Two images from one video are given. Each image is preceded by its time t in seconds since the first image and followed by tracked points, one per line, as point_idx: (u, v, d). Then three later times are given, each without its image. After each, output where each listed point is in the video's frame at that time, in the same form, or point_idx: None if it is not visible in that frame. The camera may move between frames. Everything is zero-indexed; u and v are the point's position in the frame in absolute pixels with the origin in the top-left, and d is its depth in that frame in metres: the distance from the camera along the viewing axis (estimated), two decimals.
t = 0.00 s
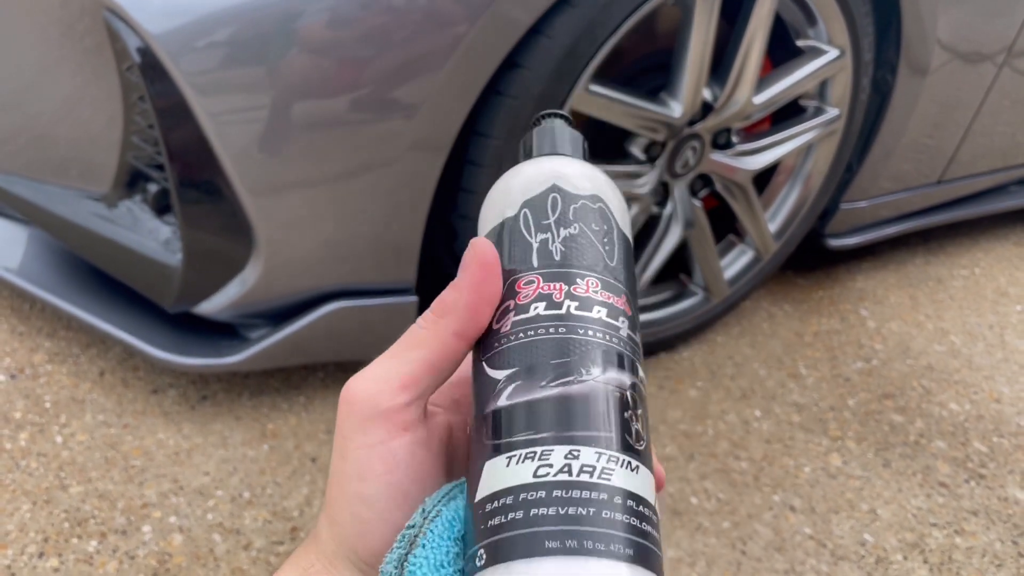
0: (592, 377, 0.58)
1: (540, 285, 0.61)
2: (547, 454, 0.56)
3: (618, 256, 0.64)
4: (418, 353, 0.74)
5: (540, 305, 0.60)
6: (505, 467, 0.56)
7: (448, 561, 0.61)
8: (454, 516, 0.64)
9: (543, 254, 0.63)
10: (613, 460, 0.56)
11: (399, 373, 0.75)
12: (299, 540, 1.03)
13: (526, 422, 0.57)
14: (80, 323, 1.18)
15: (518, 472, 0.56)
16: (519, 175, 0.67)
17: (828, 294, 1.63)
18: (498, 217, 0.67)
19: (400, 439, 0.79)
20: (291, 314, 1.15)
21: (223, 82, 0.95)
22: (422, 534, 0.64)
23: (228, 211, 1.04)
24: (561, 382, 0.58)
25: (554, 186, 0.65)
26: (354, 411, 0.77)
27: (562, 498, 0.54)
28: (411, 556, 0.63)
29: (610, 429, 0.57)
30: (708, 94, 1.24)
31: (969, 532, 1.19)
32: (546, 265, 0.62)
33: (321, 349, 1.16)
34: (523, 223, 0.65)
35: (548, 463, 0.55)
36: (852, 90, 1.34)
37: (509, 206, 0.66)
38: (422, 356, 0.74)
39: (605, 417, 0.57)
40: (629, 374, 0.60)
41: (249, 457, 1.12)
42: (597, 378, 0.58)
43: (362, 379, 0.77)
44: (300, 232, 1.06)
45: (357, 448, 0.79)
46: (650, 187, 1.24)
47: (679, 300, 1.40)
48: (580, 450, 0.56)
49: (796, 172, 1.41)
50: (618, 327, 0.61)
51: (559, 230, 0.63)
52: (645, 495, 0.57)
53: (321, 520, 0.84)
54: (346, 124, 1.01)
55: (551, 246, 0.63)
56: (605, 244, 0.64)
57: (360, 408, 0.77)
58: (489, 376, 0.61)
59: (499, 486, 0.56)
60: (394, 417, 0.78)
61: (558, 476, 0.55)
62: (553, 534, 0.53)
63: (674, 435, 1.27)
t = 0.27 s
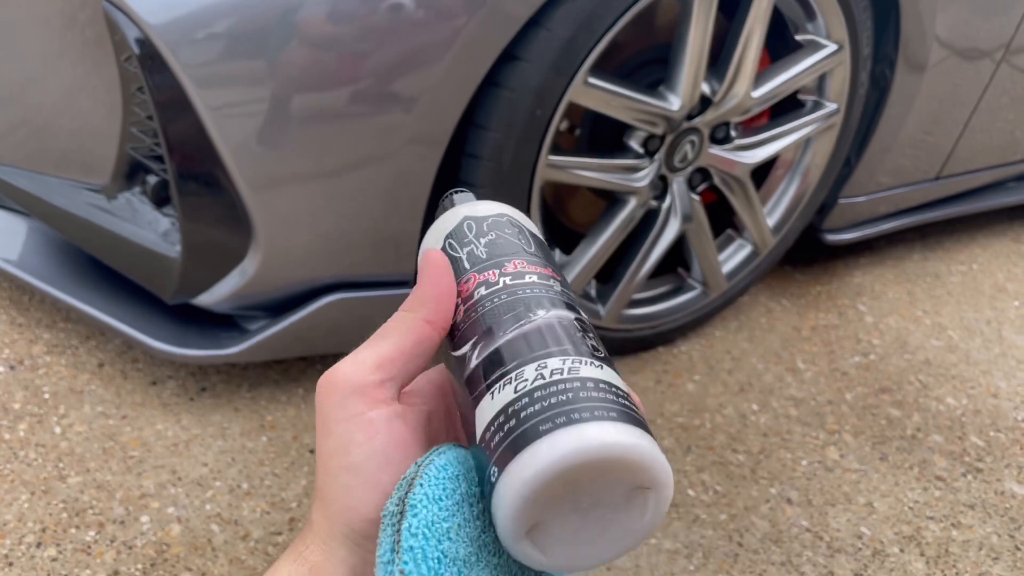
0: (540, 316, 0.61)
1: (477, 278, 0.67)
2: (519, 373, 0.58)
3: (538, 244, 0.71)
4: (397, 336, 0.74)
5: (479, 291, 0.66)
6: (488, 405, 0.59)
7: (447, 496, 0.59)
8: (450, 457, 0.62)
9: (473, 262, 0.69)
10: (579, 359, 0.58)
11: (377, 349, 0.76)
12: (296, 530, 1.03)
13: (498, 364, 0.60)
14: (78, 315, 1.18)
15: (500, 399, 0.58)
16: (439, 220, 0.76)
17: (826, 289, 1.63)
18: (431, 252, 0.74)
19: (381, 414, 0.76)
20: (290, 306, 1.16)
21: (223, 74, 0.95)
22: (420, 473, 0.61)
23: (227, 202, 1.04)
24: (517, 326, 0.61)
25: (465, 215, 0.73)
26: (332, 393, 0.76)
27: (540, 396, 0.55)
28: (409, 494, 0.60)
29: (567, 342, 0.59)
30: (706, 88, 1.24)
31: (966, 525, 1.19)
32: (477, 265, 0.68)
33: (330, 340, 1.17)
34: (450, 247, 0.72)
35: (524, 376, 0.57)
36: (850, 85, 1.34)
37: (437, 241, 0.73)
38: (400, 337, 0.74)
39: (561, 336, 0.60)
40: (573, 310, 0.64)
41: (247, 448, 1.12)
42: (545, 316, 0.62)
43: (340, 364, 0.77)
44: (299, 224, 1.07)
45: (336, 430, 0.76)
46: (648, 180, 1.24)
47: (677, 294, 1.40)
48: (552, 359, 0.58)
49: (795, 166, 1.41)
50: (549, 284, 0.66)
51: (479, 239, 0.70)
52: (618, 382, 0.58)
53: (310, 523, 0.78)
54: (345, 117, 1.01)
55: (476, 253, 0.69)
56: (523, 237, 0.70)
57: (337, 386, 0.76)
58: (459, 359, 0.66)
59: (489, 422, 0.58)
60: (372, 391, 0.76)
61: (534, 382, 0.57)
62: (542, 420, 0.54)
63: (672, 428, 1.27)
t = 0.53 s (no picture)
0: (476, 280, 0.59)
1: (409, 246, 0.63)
2: (456, 356, 0.55)
3: (467, 189, 0.66)
4: (390, 327, 0.62)
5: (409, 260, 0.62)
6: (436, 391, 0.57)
7: (425, 491, 0.57)
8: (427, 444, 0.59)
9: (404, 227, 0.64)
10: (513, 324, 0.54)
11: (376, 343, 0.65)
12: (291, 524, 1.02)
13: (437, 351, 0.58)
14: (74, 308, 1.18)
15: (448, 382, 0.55)
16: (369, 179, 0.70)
17: (825, 286, 1.62)
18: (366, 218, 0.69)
19: (387, 411, 0.69)
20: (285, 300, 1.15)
21: (218, 66, 0.94)
22: (393, 467, 0.58)
23: (222, 195, 1.03)
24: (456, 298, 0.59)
25: (390, 174, 0.68)
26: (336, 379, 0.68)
27: (479, 379, 0.53)
28: (382, 494, 0.57)
29: (501, 304, 0.56)
30: (705, 83, 1.23)
31: (964, 522, 1.18)
32: (408, 233, 0.63)
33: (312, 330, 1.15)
34: (381, 214, 0.67)
35: (466, 356, 0.55)
36: (850, 80, 1.34)
37: (369, 206, 0.68)
38: (395, 329, 0.62)
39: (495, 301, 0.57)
40: (509, 261, 0.60)
41: (242, 442, 1.11)
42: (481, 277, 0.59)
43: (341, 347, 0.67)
44: (295, 218, 1.06)
45: (339, 415, 0.70)
46: (646, 174, 1.24)
47: (675, 289, 1.40)
48: (491, 329, 0.55)
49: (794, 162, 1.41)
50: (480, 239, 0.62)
51: (406, 200, 0.65)
52: (561, 332, 0.54)
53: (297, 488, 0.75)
54: (341, 111, 1.00)
55: (405, 215, 0.64)
56: (449, 185, 0.65)
57: (343, 376, 0.68)
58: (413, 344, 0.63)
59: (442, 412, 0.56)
60: (380, 387, 0.68)
61: (473, 365, 0.54)
62: (481, 411, 0.51)
63: (669, 424, 1.26)
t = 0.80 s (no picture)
0: (430, 295, 0.55)
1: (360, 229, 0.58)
2: (422, 395, 0.53)
3: (416, 142, 0.58)
4: (338, 324, 0.63)
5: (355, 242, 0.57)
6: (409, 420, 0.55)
7: (367, 477, 0.57)
8: (370, 428, 0.59)
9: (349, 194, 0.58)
10: (478, 361, 0.52)
11: (328, 338, 0.65)
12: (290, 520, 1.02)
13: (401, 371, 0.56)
14: (73, 303, 1.17)
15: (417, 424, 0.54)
16: (311, 100, 0.62)
17: (825, 284, 1.62)
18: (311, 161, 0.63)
19: (342, 395, 0.71)
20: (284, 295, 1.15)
21: (217, 61, 0.94)
22: (337, 454, 0.58)
23: (220, 190, 1.03)
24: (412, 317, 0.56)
25: (328, 112, 0.59)
26: (290, 366, 0.69)
27: (449, 429, 0.51)
28: (327, 481, 0.56)
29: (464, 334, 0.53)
30: (706, 79, 1.23)
31: (963, 520, 1.18)
32: (353, 205, 0.58)
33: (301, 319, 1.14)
34: (324, 165, 0.61)
35: (430, 402, 0.53)
36: (851, 77, 1.33)
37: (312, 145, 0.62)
38: (343, 326, 0.63)
39: (456, 327, 0.53)
40: (471, 261, 0.54)
41: (241, 438, 1.11)
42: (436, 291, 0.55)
43: (294, 337, 0.68)
44: (293, 213, 1.06)
45: (291, 398, 0.71)
46: (647, 171, 1.23)
47: (674, 286, 1.39)
48: (452, 372, 0.52)
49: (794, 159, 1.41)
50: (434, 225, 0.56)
51: (348, 159, 0.58)
52: (536, 367, 0.51)
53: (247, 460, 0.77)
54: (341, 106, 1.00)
55: (348, 180, 0.58)
56: (395, 139, 0.57)
57: (296, 364, 0.69)
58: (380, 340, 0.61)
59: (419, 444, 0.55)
60: (335, 375, 0.69)
61: (440, 411, 0.52)
62: (455, 467, 0.50)
63: (668, 421, 1.26)
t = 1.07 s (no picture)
0: (429, 332, 0.56)
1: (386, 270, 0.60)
2: (413, 426, 0.55)
3: (439, 189, 0.59)
4: (347, 337, 0.65)
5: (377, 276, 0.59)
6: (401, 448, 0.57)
7: (370, 488, 0.60)
8: (376, 444, 0.62)
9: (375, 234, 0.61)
10: (465, 402, 0.53)
11: (340, 350, 0.68)
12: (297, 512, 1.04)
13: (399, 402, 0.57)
14: (84, 298, 1.19)
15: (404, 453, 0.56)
16: (354, 137, 0.64)
17: (827, 281, 1.63)
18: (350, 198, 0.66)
19: (353, 407, 0.73)
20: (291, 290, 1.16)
21: (226, 59, 0.95)
22: (344, 465, 0.62)
23: (229, 186, 1.04)
24: (410, 351, 0.57)
25: (367, 155, 0.62)
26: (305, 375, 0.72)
27: (432, 460, 0.53)
28: (332, 490, 0.60)
29: (455, 373, 0.54)
30: (710, 77, 1.24)
31: (963, 516, 1.19)
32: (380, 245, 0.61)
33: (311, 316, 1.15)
34: (359, 202, 0.63)
35: (417, 433, 0.55)
36: (854, 76, 1.34)
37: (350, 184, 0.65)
38: (353, 340, 0.65)
39: (449, 367, 0.54)
40: (472, 307, 0.56)
41: (249, 431, 1.12)
42: (435, 331, 0.56)
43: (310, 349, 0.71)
44: (301, 210, 1.07)
45: (305, 406, 0.73)
46: (651, 169, 1.24)
47: (678, 283, 1.40)
48: (439, 407, 0.54)
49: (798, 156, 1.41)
50: (444, 270, 0.57)
51: (378, 201, 0.60)
52: (523, 413, 0.53)
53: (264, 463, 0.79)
54: (348, 104, 1.01)
55: (377, 221, 0.61)
56: (422, 186, 0.59)
57: (310, 374, 0.72)
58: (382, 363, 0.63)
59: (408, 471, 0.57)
60: (346, 387, 0.71)
61: (426, 442, 0.54)
62: (433, 498, 0.52)
63: (671, 417, 1.27)
